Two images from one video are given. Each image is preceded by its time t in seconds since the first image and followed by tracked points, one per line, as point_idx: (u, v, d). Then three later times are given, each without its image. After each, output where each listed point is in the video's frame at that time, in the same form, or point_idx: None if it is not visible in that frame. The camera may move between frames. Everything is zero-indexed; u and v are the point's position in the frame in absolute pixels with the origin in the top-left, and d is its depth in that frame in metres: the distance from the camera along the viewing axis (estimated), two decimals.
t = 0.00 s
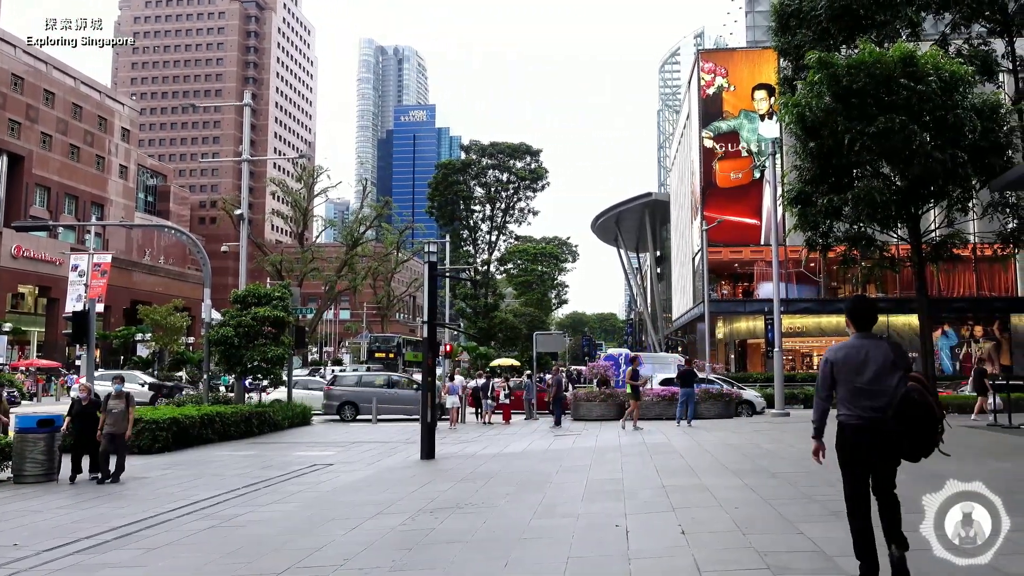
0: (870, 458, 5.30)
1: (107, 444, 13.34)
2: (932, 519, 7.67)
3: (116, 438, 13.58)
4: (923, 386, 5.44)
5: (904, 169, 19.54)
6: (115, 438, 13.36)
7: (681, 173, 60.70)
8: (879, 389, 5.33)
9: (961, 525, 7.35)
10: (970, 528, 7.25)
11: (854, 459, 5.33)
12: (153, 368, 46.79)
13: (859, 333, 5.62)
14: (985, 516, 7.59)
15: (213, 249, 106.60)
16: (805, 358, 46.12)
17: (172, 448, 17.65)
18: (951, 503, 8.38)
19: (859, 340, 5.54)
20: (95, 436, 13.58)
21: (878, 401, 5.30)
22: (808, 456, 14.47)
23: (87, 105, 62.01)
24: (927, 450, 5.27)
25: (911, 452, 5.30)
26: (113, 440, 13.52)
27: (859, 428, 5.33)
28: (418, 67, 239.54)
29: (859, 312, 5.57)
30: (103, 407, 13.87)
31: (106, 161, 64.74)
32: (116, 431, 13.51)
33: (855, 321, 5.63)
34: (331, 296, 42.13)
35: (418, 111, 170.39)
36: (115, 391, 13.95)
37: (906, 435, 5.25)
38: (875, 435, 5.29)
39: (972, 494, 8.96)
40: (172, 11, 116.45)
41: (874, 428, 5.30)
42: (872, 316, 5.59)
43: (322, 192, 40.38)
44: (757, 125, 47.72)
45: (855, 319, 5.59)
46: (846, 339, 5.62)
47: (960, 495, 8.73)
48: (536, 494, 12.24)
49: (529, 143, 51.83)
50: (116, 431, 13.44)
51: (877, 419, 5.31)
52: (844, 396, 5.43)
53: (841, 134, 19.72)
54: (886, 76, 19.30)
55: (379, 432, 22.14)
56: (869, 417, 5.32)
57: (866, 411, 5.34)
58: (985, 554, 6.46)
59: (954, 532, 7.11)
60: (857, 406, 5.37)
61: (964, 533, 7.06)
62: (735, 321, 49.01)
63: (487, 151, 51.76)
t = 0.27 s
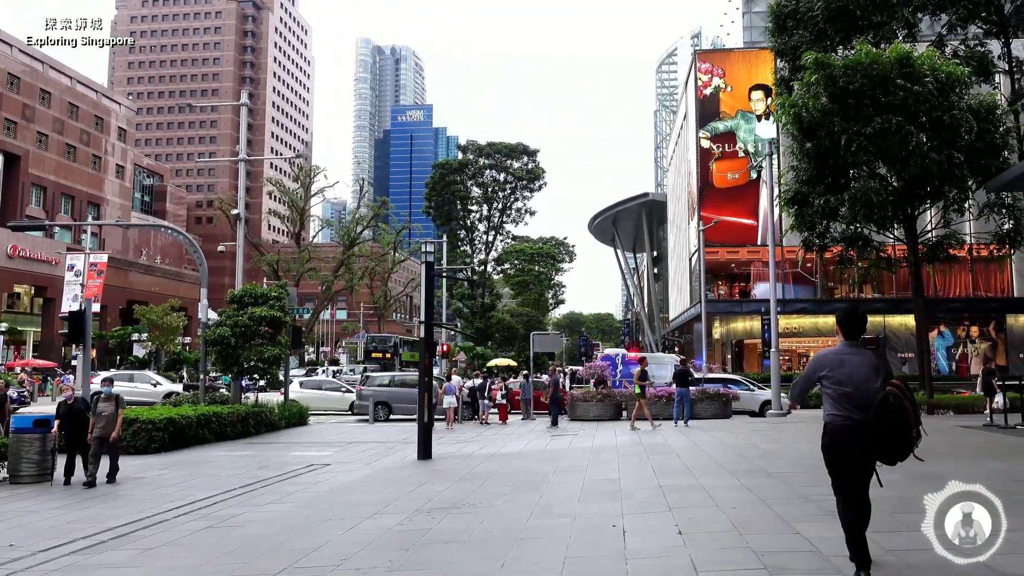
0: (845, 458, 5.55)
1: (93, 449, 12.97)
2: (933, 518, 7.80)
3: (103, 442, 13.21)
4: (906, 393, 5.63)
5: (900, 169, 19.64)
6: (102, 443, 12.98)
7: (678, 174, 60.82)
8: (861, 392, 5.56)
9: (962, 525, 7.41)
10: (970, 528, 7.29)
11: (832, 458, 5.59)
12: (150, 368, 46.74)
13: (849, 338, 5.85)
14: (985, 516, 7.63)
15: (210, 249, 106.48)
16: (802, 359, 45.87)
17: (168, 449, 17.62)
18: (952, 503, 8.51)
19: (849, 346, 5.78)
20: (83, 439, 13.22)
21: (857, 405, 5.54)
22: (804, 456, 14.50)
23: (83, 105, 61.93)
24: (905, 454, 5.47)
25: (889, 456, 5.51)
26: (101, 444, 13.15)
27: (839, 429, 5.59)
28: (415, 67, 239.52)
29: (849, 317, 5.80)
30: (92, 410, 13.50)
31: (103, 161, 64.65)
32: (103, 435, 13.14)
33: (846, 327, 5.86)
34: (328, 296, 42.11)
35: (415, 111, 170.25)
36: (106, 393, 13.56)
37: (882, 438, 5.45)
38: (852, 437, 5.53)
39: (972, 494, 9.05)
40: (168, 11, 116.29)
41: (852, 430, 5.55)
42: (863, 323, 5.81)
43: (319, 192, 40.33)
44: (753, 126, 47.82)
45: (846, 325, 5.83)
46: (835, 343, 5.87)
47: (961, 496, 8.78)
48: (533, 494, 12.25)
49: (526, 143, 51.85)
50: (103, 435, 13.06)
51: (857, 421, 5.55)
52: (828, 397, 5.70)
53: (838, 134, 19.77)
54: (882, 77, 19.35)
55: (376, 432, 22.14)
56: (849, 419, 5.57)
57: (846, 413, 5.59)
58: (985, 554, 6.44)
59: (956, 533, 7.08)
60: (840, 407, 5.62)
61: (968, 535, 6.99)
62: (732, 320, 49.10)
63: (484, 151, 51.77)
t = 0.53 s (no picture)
0: (832, 442, 6.06)
1: (85, 452, 12.76)
2: (933, 518, 7.83)
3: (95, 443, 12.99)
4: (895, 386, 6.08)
5: (897, 169, 19.70)
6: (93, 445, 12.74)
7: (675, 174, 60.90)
8: (848, 383, 6.07)
9: (962, 525, 7.42)
10: (970, 528, 7.31)
11: (819, 442, 6.09)
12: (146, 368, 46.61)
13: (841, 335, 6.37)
14: (984, 516, 7.66)
15: (206, 249, 106.24)
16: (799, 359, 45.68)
17: (165, 449, 17.60)
18: (952, 503, 8.55)
19: (840, 341, 6.30)
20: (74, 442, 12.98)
21: (845, 395, 6.03)
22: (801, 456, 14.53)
23: (79, 104, 61.83)
24: (890, 442, 5.90)
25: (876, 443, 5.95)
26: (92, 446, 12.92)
27: (826, 416, 6.10)
28: (412, 67, 239.43)
29: (840, 315, 6.33)
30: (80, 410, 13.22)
31: (99, 160, 64.54)
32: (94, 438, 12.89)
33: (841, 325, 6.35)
34: (324, 296, 42.03)
35: (412, 111, 170.03)
36: (92, 392, 13.24)
37: (867, 425, 5.89)
38: (838, 424, 6.04)
39: (971, 494, 9.08)
40: (165, 10, 116.12)
41: (838, 417, 6.05)
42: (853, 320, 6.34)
43: (315, 191, 40.25)
44: (750, 126, 47.88)
45: (836, 321, 6.37)
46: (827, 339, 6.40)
47: (961, 496, 8.80)
48: (530, 494, 12.23)
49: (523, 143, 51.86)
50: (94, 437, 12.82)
51: (844, 409, 6.05)
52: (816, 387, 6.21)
53: (835, 134, 19.80)
54: (879, 78, 19.40)
55: (373, 432, 22.12)
56: (835, 408, 6.07)
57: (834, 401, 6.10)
58: (986, 554, 6.45)
59: (957, 532, 7.09)
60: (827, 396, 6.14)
61: (969, 535, 7.00)
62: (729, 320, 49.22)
63: (481, 151, 51.77)
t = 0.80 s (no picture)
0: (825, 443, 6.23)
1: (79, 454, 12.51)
2: (933, 518, 7.84)
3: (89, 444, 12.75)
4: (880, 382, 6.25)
5: (894, 170, 19.73)
6: (88, 448, 12.50)
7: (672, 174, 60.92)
8: (838, 384, 6.23)
9: (962, 525, 7.43)
10: (970, 528, 7.31)
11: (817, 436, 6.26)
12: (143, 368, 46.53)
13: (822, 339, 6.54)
14: (984, 516, 7.66)
15: (203, 248, 106.11)
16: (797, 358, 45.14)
17: (161, 448, 17.56)
18: (952, 503, 8.56)
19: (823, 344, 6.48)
20: (65, 443, 12.68)
21: (830, 396, 6.19)
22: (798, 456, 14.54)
23: (76, 103, 61.77)
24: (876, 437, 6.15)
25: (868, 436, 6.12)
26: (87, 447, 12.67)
27: (817, 417, 6.25)
28: (410, 66, 239.42)
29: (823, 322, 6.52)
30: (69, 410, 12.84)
31: (96, 159, 64.42)
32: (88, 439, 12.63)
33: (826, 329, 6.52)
34: (322, 296, 42.01)
35: (409, 110, 169.98)
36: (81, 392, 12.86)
37: (857, 421, 6.07)
38: (829, 424, 6.19)
39: (972, 494, 9.09)
40: (162, 9, 115.99)
41: (828, 418, 6.20)
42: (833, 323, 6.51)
43: (313, 191, 40.25)
44: (747, 126, 47.95)
45: (815, 327, 6.53)
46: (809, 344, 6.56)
47: (961, 497, 8.81)
48: (527, 494, 12.22)
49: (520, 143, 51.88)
50: (88, 439, 12.57)
51: (832, 410, 6.20)
52: (809, 391, 6.34)
53: (832, 135, 19.81)
54: (876, 78, 19.40)
55: (370, 432, 22.09)
56: (829, 408, 6.21)
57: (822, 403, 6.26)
58: (986, 554, 6.45)
59: (956, 532, 7.10)
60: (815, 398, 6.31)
61: (969, 535, 7.02)
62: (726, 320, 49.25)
63: (479, 151, 51.80)
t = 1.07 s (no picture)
0: (799, 439, 6.50)
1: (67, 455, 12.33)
2: (933, 517, 7.86)
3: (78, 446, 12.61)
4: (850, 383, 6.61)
5: (891, 169, 19.74)
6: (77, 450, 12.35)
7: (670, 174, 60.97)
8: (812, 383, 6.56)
9: (962, 525, 7.44)
10: (970, 528, 7.33)
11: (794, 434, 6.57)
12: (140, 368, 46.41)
13: (800, 339, 6.84)
14: (984, 516, 7.68)
15: (200, 248, 105.97)
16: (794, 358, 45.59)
17: (158, 449, 17.54)
18: (952, 503, 8.56)
19: (800, 344, 6.78)
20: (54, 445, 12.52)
21: (808, 394, 6.47)
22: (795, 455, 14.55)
23: (73, 103, 61.66)
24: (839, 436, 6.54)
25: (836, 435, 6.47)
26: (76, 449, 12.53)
27: (794, 414, 6.53)
28: (407, 66, 239.31)
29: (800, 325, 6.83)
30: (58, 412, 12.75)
31: (93, 159, 64.33)
32: (78, 441, 12.48)
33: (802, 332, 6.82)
34: (319, 296, 41.96)
35: (406, 110, 169.86)
36: (71, 394, 12.78)
37: (832, 419, 6.40)
38: (805, 420, 6.47)
39: (972, 494, 9.10)
40: (159, 9, 115.81)
41: (804, 414, 6.49)
42: (812, 326, 6.82)
43: (310, 191, 40.21)
44: (745, 126, 48.00)
45: (796, 327, 6.81)
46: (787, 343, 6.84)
47: (963, 496, 8.82)
48: (524, 494, 12.21)
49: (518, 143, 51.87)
50: (78, 441, 12.42)
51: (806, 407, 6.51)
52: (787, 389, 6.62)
53: (829, 135, 19.86)
54: (873, 78, 19.45)
55: (367, 432, 22.07)
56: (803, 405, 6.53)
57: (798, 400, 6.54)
58: (986, 554, 6.46)
59: (956, 532, 7.13)
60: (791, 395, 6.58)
61: (969, 535, 7.04)
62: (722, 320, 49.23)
63: (476, 150, 51.77)
